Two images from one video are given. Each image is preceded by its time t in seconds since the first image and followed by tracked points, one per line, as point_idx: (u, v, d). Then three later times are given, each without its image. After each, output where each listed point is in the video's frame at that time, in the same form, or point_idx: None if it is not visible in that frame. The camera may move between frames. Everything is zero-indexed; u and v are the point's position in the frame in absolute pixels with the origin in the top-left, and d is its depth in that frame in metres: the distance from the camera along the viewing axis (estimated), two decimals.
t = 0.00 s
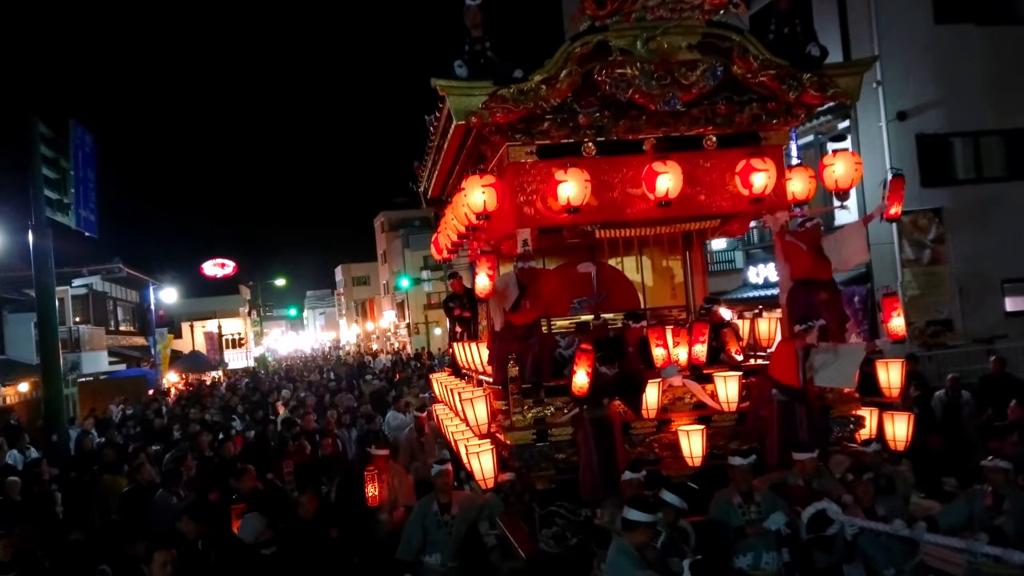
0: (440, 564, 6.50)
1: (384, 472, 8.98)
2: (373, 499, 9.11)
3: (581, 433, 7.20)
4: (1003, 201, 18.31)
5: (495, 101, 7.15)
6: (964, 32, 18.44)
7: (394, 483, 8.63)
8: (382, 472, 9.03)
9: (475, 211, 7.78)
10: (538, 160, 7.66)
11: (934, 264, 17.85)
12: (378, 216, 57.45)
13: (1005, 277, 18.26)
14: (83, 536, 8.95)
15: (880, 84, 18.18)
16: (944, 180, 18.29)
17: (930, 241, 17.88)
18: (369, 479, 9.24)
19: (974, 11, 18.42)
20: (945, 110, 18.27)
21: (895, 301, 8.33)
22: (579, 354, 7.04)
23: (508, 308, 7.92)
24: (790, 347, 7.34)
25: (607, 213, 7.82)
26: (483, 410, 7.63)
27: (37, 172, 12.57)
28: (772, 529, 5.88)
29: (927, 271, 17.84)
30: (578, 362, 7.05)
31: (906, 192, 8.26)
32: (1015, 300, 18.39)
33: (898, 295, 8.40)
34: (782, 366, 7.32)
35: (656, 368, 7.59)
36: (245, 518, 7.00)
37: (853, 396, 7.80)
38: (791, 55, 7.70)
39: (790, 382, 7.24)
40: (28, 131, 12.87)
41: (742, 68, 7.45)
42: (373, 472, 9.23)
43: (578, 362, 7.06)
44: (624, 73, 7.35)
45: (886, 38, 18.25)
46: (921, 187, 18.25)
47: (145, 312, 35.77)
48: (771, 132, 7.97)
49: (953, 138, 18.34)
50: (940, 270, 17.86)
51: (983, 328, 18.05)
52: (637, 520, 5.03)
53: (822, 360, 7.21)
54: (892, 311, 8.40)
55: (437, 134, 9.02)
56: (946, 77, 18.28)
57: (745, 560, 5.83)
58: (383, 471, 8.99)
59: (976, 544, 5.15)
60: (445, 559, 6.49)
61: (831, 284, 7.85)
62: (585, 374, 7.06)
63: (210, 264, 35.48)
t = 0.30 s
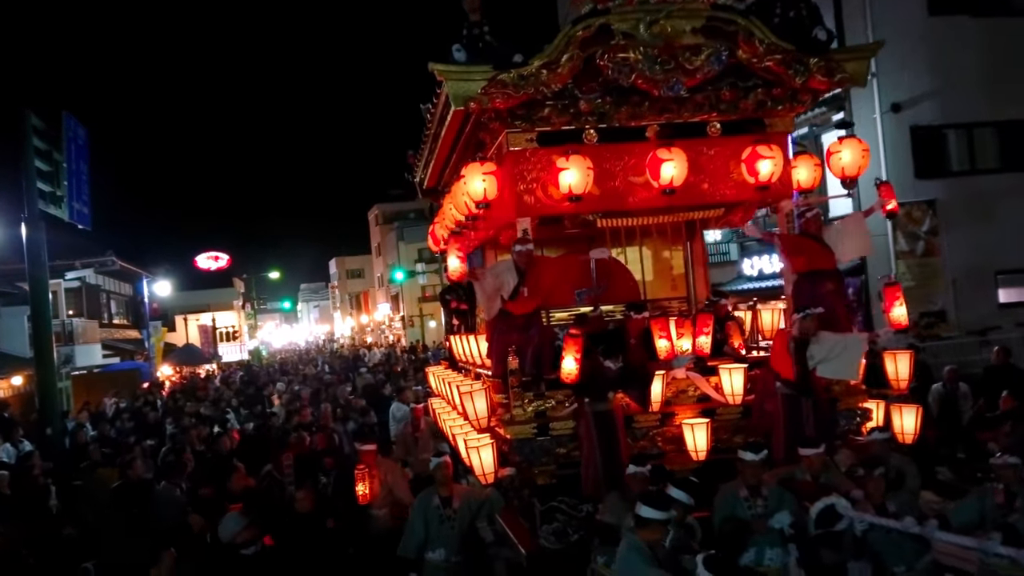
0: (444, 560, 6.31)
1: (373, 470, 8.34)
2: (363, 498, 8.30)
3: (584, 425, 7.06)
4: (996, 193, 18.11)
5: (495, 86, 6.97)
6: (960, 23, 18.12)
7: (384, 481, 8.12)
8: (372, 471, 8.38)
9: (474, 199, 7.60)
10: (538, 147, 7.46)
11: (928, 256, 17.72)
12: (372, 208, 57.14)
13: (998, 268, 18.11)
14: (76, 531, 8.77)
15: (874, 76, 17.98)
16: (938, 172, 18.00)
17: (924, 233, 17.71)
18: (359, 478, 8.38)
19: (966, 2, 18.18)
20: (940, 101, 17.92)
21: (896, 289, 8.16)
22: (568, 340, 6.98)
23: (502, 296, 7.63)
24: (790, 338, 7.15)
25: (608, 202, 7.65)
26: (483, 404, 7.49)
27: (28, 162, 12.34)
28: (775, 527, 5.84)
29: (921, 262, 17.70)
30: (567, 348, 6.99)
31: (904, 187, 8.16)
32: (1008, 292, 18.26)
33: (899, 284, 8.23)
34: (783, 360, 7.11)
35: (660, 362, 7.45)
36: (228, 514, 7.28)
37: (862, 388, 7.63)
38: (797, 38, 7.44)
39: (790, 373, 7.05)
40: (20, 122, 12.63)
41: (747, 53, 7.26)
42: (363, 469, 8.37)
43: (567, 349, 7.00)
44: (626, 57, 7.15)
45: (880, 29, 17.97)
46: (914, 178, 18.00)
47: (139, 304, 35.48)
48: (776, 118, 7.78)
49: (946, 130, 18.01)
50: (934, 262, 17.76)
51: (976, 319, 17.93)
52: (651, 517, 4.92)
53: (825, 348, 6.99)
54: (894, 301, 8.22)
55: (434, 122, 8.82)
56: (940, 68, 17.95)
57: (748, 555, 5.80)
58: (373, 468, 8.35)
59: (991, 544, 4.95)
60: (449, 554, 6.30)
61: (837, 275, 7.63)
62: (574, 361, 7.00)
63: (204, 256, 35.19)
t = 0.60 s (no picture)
0: (445, 560, 6.13)
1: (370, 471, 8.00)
2: (360, 501, 7.96)
3: (588, 422, 6.87)
4: (993, 187, 17.94)
5: (495, 73, 6.78)
6: (955, 18, 17.89)
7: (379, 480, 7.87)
8: (371, 471, 8.03)
9: (476, 191, 7.44)
10: (541, 137, 7.29)
11: (925, 251, 17.44)
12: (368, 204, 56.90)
13: (995, 262, 17.95)
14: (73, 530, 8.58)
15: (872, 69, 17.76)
16: (936, 165, 17.82)
17: (921, 227, 17.44)
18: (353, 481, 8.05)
19: None
20: (936, 95, 17.76)
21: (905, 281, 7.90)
22: (548, 331, 7.01)
23: (502, 288, 7.25)
24: (795, 329, 7.04)
25: (613, 193, 7.45)
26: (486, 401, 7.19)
27: (24, 155, 12.15)
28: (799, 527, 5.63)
29: (918, 257, 17.41)
30: (548, 339, 7.02)
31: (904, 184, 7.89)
32: (1005, 286, 18.11)
33: (907, 276, 7.97)
34: (789, 352, 6.98)
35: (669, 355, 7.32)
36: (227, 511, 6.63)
37: (872, 382, 7.50)
38: (807, 23, 7.18)
39: (794, 366, 6.93)
40: (16, 114, 12.43)
41: (755, 39, 7.05)
42: (358, 472, 8.08)
43: (549, 341, 7.02)
44: (631, 44, 6.94)
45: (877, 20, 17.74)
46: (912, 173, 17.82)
47: (136, 300, 35.24)
48: (784, 106, 7.61)
49: (943, 123, 17.82)
50: (930, 256, 17.47)
51: (973, 314, 17.74)
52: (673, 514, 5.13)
53: (833, 339, 6.82)
54: (903, 292, 7.94)
55: (433, 112, 8.64)
56: (937, 61, 17.76)
57: (770, 557, 5.57)
58: (371, 469, 8.01)
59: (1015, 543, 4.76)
60: (450, 554, 6.13)
61: (847, 266, 7.47)
62: (557, 351, 7.02)
63: (200, 252, 34.94)
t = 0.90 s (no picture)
0: (449, 564, 5.95)
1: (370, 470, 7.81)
2: (361, 501, 7.81)
3: (594, 418, 6.67)
4: (988, 179, 17.78)
5: (496, 62, 6.55)
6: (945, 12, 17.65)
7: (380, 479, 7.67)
8: (371, 468, 7.82)
9: (477, 182, 7.21)
10: (543, 128, 7.09)
11: (919, 244, 17.38)
12: (361, 201, 56.60)
13: (987, 255, 17.80)
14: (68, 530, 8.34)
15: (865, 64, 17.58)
16: (929, 160, 17.68)
17: (915, 221, 17.40)
18: (353, 481, 7.88)
19: None
20: (929, 89, 17.62)
21: (911, 276, 7.67)
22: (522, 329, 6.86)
23: (503, 282, 7.15)
24: (805, 323, 6.87)
25: (617, 185, 7.25)
26: (490, 399, 6.92)
27: (16, 151, 11.92)
28: (821, 523, 5.50)
29: (912, 250, 17.33)
30: (524, 336, 6.84)
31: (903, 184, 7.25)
32: (999, 279, 17.91)
33: (916, 273, 7.72)
34: (799, 346, 6.80)
35: (676, 351, 7.17)
36: (241, 508, 6.50)
37: (883, 377, 7.33)
38: (814, 10, 7.10)
39: (806, 361, 6.74)
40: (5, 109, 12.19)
41: (763, 25, 6.88)
42: (358, 471, 7.88)
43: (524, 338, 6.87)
44: (636, 30, 6.76)
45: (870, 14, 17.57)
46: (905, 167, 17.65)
47: (128, 299, 34.88)
48: (792, 96, 7.42)
49: (936, 118, 17.67)
50: (925, 249, 17.41)
51: (966, 307, 17.62)
52: (698, 516, 4.92)
53: (846, 341, 6.64)
54: (911, 288, 7.70)
55: (431, 103, 8.44)
56: (929, 56, 17.62)
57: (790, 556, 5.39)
58: (372, 467, 7.82)
59: None
60: (455, 558, 5.95)
61: (858, 259, 7.31)
62: (533, 348, 6.85)
63: (192, 250, 34.61)
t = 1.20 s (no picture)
0: (451, 566, 5.70)
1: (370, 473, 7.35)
2: (361, 509, 7.14)
3: (599, 418, 6.50)
4: (984, 177, 17.59)
5: (501, 53, 6.36)
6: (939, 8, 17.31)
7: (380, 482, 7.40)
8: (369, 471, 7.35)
9: (480, 175, 6.98)
10: (548, 120, 6.91)
11: (914, 242, 17.40)
12: (356, 199, 56.31)
13: (982, 252, 17.58)
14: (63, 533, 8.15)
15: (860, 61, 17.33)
16: (923, 157, 17.52)
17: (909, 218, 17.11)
18: (356, 485, 7.20)
19: None
20: (928, 86, 17.48)
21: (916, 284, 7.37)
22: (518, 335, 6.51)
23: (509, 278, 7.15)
24: (818, 320, 6.68)
25: (623, 178, 7.09)
26: (494, 399, 6.76)
27: (10, 147, 11.72)
28: (837, 527, 5.35)
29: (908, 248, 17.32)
30: (522, 343, 6.48)
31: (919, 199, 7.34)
32: (993, 276, 17.62)
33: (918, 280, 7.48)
34: (812, 343, 6.62)
35: (684, 350, 6.99)
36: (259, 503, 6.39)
37: (895, 374, 7.17)
38: None
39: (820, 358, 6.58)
40: None
41: (773, 14, 6.73)
42: (362, 475, 7.21)
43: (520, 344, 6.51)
44: (644, 19, 6.56)
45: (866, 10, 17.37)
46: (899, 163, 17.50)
47: (122, 298, 34.54)
48: (801, 86, 7.25)
49: (931, 115, 17.45)
50: (920, 247, 17.55)
51: (960, 304, 17.45)
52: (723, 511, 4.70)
53: (867, 349, 6.51)
54: (914, 298, 7.39)
55: (432, 95, 8.26)
56: (925, 51, 17.46)
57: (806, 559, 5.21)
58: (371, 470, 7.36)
59: None
60: (457, 559, 5.71)
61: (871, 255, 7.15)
62: (531, 352, 6.49)
63: (186, 249, 34.33)
